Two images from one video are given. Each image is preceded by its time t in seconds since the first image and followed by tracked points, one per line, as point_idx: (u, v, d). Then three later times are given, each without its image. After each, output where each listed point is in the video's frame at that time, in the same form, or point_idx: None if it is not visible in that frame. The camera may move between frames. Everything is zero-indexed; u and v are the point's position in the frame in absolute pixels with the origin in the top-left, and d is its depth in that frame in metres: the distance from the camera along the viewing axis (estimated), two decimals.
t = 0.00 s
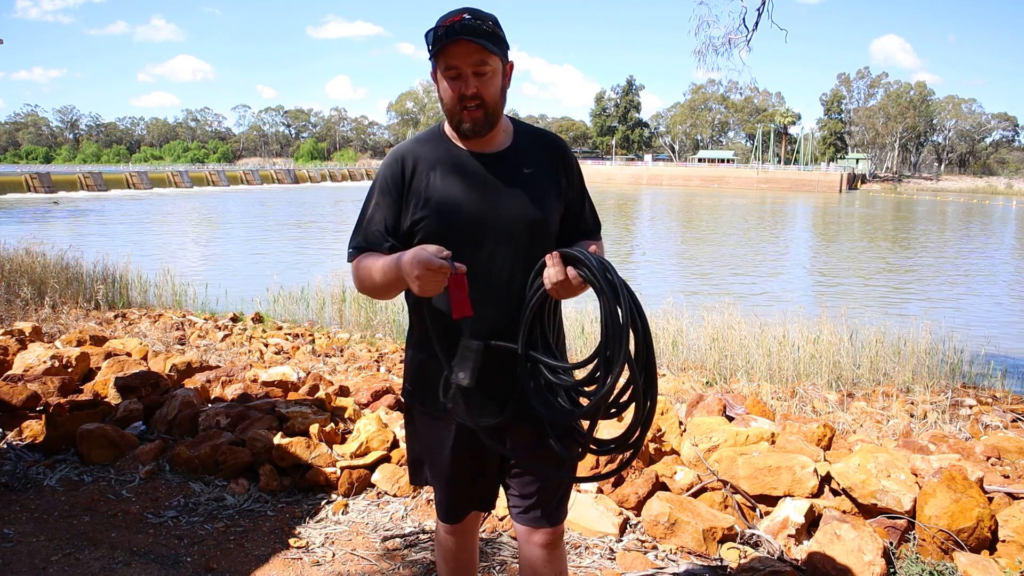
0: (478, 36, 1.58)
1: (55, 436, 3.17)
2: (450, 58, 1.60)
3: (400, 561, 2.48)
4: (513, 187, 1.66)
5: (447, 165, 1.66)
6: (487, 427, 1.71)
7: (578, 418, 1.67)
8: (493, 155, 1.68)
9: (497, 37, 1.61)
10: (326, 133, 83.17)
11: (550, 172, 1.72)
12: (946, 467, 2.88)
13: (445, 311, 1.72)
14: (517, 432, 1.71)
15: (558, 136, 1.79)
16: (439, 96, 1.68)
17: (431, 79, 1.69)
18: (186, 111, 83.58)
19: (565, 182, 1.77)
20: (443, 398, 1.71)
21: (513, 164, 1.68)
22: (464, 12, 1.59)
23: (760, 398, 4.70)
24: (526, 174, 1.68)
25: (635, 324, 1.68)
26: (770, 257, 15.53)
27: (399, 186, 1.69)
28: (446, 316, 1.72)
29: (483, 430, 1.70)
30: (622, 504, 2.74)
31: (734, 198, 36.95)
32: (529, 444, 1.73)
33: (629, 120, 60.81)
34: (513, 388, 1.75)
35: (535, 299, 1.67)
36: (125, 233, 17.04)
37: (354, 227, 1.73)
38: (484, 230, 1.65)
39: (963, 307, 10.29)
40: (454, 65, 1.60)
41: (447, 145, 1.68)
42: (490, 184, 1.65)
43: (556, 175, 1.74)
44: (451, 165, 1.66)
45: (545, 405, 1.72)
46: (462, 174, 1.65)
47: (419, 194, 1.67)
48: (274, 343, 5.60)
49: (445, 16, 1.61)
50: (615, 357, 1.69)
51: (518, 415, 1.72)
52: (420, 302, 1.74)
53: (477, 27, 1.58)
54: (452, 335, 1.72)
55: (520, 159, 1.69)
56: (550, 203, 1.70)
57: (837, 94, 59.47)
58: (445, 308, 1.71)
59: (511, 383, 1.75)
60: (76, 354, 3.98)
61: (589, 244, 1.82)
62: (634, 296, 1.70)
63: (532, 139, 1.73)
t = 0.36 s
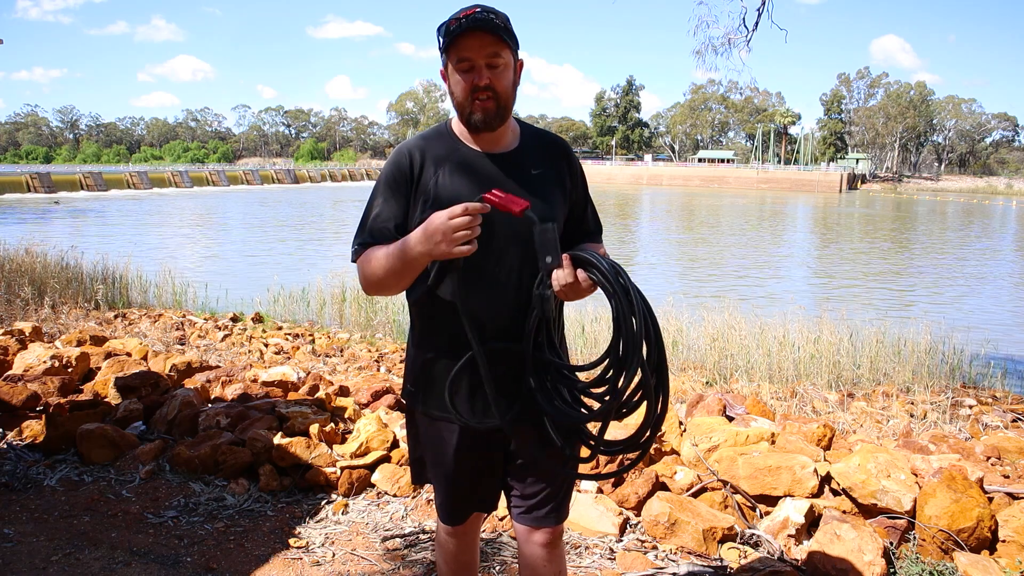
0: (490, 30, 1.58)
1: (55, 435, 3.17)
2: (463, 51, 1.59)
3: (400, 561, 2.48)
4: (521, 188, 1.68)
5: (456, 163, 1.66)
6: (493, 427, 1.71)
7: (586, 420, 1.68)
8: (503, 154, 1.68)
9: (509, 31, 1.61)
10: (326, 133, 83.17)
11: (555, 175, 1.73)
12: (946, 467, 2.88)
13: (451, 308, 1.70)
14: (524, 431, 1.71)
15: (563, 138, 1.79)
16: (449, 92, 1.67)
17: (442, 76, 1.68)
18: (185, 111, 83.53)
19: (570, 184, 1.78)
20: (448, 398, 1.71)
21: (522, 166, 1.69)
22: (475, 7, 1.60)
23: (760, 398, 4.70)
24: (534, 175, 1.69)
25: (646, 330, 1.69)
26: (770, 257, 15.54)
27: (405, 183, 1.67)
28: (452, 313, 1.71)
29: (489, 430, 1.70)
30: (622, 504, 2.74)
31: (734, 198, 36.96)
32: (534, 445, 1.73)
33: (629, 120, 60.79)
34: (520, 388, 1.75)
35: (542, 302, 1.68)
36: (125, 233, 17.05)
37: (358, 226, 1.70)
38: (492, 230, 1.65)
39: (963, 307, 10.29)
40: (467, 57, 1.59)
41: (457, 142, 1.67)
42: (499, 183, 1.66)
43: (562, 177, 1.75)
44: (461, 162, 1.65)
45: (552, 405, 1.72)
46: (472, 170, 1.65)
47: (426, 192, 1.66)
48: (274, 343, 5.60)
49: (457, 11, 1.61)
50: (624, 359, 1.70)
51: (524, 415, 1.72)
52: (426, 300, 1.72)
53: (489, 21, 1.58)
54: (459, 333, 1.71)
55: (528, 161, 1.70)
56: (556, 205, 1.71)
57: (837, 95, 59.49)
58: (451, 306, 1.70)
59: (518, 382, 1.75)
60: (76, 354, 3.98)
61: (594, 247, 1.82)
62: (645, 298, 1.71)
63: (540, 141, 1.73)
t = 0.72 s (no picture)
0: (495, 28, 1.59)
1: (55, 436, 3.17)
2: (467, 46, 1.59)
3: (400, 562, 2.48)
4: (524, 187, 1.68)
5: (458, 162, 1.65)
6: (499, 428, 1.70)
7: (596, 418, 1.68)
8: (504, 153, 1.68)
9: (513, 29, 1.62)
10: (327, 133, 83.18)
11: (557, 173, 1.74)
12: (946, 467, 2.87)
13: (457, 307, 1.69)
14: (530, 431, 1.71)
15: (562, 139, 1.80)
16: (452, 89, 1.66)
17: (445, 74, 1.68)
18: (185, 112, 83.51)
19: (570, 182, 1.78)
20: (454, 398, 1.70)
21: (523, 164, 1.69)
22: (480, 5, 1.60)
23: (760, 399, 4.70)
24: (536, 173, 1.69)
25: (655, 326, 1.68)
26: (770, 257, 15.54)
27: (408, 184, 1.66)
28: (457, 314, 1.70)
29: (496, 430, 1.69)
30: (622, 504, 2.74)
31: (734, 198, 36.95)
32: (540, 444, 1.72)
33: (629, 120, 60.77)
34: (526, 388, 1.75)
35: (546, 300, 1.69)
36: (125, 233, 17.06)
37: (361, 227, 1.68)
38: (496, 228, 1.65)
39: (963, 307, 10.29)
40: (472, 52, 1.59)
41: (459, 140, 1.66)
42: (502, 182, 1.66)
43: (563, 175, 1.75)
44: (463, 161, 1.65)
45: (558, 403, 1.73)
46: (475, 170, 1.65)
47: (429, 192, 1.65)
48: (274, 343, 5.60)
49: (462, 9, 1.61)
50: (631, 354, 1.71)
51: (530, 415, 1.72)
52: (431, 299, 1.71)
53: (494, 18, 1.59)
54: (464, 333, 1.70)
55: (530, 159, 1.70)
56: (558, 203, 1.71)
57: (837, 95, 59.50)
58: (458, 306, 1.69)
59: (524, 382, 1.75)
60: (76, 354, 3.98)
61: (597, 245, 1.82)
62: (653, 293, 1.71)
63: (540, 139, 1.74)
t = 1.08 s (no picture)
0: (502, 28, 1.59)
1: (55, 436, 3.17)
2: (474, 46, 1.59)
3: (400, 561, 2.48)
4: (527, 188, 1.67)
5: (458, 164, 1.65)
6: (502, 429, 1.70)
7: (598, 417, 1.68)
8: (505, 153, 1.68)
9: (518, 28, 1.61)
10: (327, 133, 83.16)
11: (559, 174, 1.74)
12: (946, 467, 2.87)
13: (458, 306, 1.69)
14: (531, 432, 1.71)
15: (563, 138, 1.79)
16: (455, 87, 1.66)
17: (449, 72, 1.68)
18: (185, 112, 83.50)
19: (572, 183, 1.79)
20: (456, 398, 1.70)
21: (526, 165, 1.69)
22: (487, 4, 1.60)
23: (760, 399, 4.70)
24: (537, 173, 1.68)
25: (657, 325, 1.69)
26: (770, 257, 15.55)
27: (409, 185, 1.65)
28: (458, 313, 1.70)
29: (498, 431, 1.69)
30: (622, 504, 2.74)
31: (734, 198, 36.95)
32: (541, 444, 1.72)
33: (629, 120, 60.76)
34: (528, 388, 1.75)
35: (548, 300, 1.69)
36: (125, 233, 17.05)
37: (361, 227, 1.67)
38: (498, 228, 1.64)
39: (963, 307, 10.29)
40: (477, 51, 1.59)
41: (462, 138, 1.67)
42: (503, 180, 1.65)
43: (564, 176, 1.76)
44: (465, 161, 1.65)
45: (560, 401, 1.73)
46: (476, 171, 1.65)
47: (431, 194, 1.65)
48: (274, 343, 5.60)
49: (468, 8, 1.61)
50: (633, 354, 1.72)
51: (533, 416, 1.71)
52: (433, 298, 1.71)
53: (500, 19, 1.59)
54: (467, 333, 1.70)
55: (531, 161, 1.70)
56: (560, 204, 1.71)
57: (837, 95, 59.52)
58: (460, 305, 1.69)
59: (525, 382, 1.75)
60: (76, 354, 3.98)
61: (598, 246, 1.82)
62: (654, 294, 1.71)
63: (540, 140, 1.74)
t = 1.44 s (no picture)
0: (503, 32, 1.58)
1: (55, 436, 3.17)
2: (476, 50, 1.59)
3: (400, 561, 2.48)
4: (527, 188, 1.67)
5: (458, 165, 1.65)
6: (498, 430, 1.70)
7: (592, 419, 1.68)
8: (508, 155, 1.67)
9: (521, 32, 1.61)
10: (326, 133, 83.11)
11: (561, 175, 1.73)
12: (946, 467, 2.87)
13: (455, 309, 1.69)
14: (528, 432, 1.71)
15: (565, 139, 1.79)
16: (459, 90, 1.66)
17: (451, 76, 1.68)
18: (185, 112, 83.52)
19: (573, 184, 1.78)
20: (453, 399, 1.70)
21: (528, 167, 1.68)
22: (488, 8, 1.59)
23: (760, 399, 4.71)
24: (538, 175, 1.69)
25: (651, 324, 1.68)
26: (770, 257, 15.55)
27: (408, 185, 1.65)
28: (457, 316, 1.69)
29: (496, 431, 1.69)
30: (622, 504, 2.74)
31: (734, 198, 36.95)
32: (539, 445, 1.72)
33: (629, 120, 60.76)
34: (526, 389, 1.75)
35: (546, 300, 1.71)
36: (125, 232, 17.05)
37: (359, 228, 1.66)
38: (496, 229, 1.64)
39: (962, 307, 10.30)
40: (479, 58, 1.59)
41: (465, 142, 1.67)
42: (503, 181, 1.65)
43: (566, 177, 1.75)
44: (465, 164, 1.65)
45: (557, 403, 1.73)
46: (476, 172, 1.65)
47: (431, 195, 1.65)
48: (274, 343, 5.61)
49: (469, 12, 1.60)
50: (628, 356, 1.71)
51: (530, 419, 1.71)
52: (432, 300, 1.70)
53: (502, 22, 1.58)
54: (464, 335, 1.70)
55: (534, 161, 1.69)
56: (560, 204, 1.71)
57: (837, 95, 59.56)
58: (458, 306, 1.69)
59: (523, 383, 1.75)
60: (76, 354, 3.98)
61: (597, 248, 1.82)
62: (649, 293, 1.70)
63: (542, 140, 1.74)
